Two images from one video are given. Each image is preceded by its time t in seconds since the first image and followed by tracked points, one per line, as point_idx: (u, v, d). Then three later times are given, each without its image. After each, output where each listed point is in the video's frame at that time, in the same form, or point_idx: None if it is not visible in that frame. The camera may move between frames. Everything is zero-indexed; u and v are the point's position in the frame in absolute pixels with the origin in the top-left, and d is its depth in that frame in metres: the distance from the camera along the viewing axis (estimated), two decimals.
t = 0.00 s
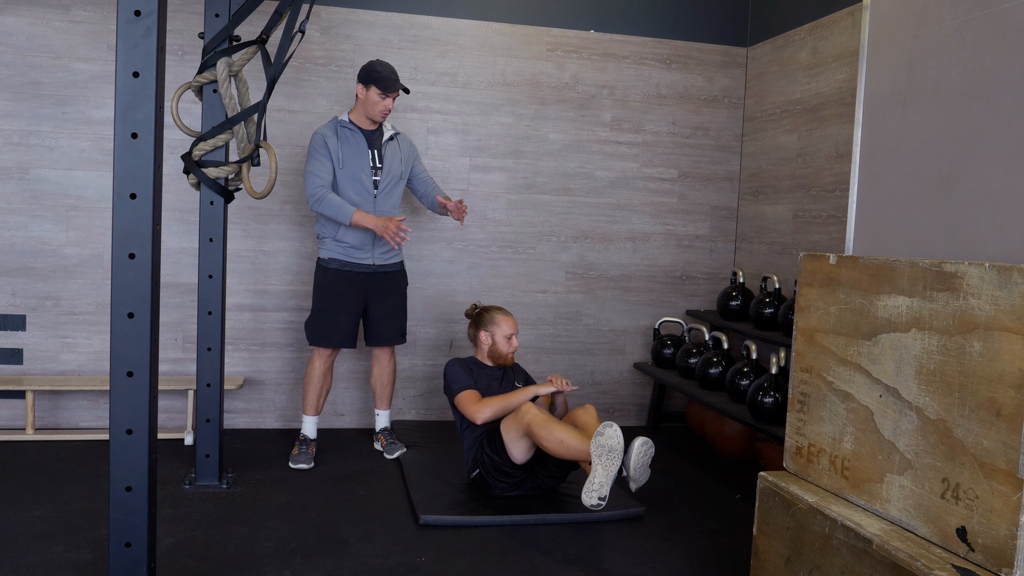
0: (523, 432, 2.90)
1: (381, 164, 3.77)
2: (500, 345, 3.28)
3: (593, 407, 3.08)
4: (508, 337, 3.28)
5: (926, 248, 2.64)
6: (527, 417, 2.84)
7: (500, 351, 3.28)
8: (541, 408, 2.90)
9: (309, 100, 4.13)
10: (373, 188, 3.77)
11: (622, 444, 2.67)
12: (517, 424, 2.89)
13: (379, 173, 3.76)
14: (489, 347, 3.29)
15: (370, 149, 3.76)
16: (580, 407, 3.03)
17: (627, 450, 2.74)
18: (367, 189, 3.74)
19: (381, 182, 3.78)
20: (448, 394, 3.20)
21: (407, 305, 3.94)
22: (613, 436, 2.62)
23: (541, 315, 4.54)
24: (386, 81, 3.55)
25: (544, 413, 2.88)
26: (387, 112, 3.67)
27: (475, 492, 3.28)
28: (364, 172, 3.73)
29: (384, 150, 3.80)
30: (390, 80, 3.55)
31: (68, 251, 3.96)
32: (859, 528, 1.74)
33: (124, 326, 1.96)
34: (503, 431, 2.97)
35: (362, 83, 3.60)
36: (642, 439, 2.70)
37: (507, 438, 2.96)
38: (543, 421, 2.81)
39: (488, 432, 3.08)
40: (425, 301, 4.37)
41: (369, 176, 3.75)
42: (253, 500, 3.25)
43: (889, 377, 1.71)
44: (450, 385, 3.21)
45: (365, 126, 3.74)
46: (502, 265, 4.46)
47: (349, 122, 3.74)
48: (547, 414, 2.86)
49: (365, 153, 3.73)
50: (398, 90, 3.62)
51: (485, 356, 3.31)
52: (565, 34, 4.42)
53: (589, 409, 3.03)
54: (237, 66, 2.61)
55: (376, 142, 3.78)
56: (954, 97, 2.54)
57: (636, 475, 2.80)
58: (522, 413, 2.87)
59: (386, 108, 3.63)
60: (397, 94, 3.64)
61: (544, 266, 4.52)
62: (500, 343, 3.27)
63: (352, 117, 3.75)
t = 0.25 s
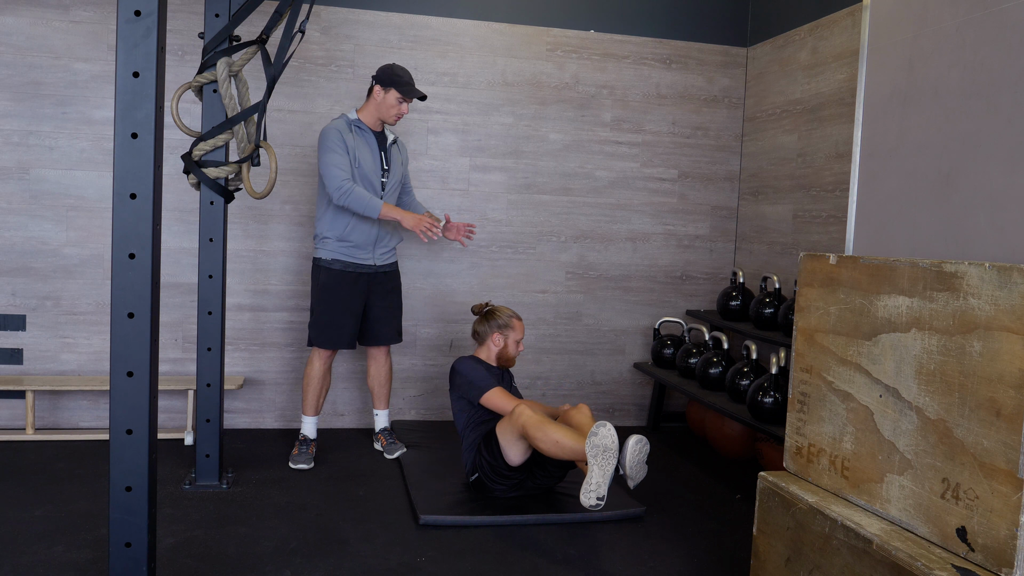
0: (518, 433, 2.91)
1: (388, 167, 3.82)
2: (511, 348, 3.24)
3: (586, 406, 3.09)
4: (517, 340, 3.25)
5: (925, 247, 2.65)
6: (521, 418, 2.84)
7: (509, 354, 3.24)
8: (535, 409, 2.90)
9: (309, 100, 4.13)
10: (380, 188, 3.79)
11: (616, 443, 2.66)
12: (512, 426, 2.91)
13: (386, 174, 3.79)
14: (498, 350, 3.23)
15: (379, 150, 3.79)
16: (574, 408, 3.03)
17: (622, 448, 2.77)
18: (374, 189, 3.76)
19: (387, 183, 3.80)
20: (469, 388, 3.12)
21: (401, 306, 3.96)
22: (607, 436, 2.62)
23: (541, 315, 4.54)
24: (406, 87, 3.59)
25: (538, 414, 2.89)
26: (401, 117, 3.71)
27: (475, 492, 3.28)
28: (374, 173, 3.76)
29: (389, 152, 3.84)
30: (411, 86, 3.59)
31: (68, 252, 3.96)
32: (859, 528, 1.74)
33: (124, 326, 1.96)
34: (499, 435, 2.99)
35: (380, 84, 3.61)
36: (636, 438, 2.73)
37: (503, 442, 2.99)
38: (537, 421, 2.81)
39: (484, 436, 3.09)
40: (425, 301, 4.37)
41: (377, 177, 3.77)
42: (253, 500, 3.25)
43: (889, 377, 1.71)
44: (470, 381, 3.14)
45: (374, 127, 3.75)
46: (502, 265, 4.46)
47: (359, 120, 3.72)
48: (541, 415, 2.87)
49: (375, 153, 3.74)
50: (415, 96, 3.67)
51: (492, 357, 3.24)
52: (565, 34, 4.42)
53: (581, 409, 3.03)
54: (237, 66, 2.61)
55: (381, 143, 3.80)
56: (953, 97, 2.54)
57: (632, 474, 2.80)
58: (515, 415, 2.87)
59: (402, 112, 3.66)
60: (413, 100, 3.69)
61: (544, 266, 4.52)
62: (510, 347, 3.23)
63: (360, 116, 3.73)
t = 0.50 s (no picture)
0: (514, 436, 2.92)
1: (394, 171, 3.85)
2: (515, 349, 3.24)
3: (586, 411, 3.06)
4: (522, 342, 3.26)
5: (925, 247, 2.65)
6: (516, 423, 2.85)
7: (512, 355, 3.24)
8: (532, 414, 2.90)
9: (309, 100, 4.13)
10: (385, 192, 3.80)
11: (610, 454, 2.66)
12: (507, 430, 2.92)
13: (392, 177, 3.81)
14: (503, 351, 3.23)
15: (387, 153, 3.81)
16: (572, 412, 3.02)
17: (616, 459, 2.76)
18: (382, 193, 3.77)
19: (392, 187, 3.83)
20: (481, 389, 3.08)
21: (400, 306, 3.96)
22: (601, 447, 2.62)
23: (541, 315, 4.54)
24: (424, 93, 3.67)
25: (534, 419, 2.89)
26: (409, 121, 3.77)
27: (474, 492, 3.28)
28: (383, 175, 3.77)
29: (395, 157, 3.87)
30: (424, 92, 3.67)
31: (68, 251, 3.96)
32: (859, 528, 1.74)
33: (124, 326, 1.96)
34: (496, 439, 3.01)
35: (393, 87, 3.65)
36: (631, 450, 2.72)
37: (500, 446, 3.01)
38: (533, 427, 2.82)
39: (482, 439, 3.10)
40: (425, 301, 4.37)
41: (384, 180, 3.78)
42: (253, 500, 3.25)
43: (889, 377, 1.71)
44: (481, 382, 3.10)
45: (383, 129, 3.76)
46: (502, 265, 4.46)
47: (370, 122, 3.72)
48: (537, 420, 2.87)
49: (385, 156, 3.76)
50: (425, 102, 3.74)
51: (496, 357, 3.23)
52: (565, 34, 4.42)
53: (580, 413, 3.01)
54: (237, 66, 2.61)
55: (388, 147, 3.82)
56: (953, 97, 2.54)
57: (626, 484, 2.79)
58: (511, 419, 2.88)
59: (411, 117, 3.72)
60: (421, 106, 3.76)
61: (544, 266, 4.52)
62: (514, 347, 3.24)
63: (369, 117, 3.73)
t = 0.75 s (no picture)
0: (514, 438, 2.91)
1: (391, 169, 3.84)
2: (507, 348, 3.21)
3: (588, 412, 3.07)
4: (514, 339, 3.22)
5: (925, 247, 2.65)
6: (517, 425, 2.85)
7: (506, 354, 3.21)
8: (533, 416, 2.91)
9: (309, 100, 4.13)
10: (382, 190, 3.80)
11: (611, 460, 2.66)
12: (508, 431, 2.91)
13: (389, 176, 3.80)
14: (495, 350, 3.21)
15: (383, 152, 3.81)
16: (574, 414, 3.03)
17: (616, 467, 2.74)
18: (377, 191, 3.76)
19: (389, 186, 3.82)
20: (467, 389, 3.12)
21: (401, 307, 3.95)
22: (602, 453, 2.62)
23: (541, 315, 4.54)
24: (416, 88, 3.63)
25: (535, 421, 2.89)
26: (406, 118, 3.73)
27: (474, 492, 3.28)
28: (378, 175, 3.77)
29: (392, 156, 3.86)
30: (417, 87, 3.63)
31: (68, 251, 3.96)
32: (859, 528, 1.74)
33: (124, 326, 1.96)
34: (495, 440, 3.01)
35: (385, 85, 3.63)
36: (631, 458, 2.70)
37: (500, 447, 3.00)
38: (534, 430, 2.82)
39: (482, 440, 3.10)
40: (425, 301, 4.37)
41: (379, 178, 3.78)
42: (253, 500, 3.25)
43: (889, 377, 1.71)
44: (466, 382, 3.13)
45: (378, 128, 3.75)
46: (502, 265, 4.46)
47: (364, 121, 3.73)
48: (539, 423, 2.87)
49: (379, 155, 3.75)
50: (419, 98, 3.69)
51: (490, 357, 3.22)
52: (565, 34, 4.42)
53: (582, 415, 3.02)
54: (237, 66, 2.61)
55: (385, 145, 3.81)
56: (953, 97, 2.54)
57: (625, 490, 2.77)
58: (511, 421, 2.88)
59: (406, 113, 3.68)
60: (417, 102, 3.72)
61: (544, 266, 4.52)
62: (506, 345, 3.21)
63: (365, 117, 3.73)
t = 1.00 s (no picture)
0: (518, 438, 2.90)
1: (382, 165, 3.78)
2: (486, 346, 3.26)
3: (594, 412, 3.07)
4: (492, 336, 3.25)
5: (925, 247, 2.65)
6: (522, 424, 2.83)
7: (484, 352, 3.28)
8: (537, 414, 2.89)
9: (309, 100, 4.13)
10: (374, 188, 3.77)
11: (617, 458, 2.65)
12: (511, 429, 2.90)
13: (379, 173, 3.76)
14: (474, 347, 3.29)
15: (372, 149, 3.77)
16: (579, 413, 3.02)
17: (622, 465, 2.76)
18: (367, 189, 3.74)
19: (381, 183, 3.78)
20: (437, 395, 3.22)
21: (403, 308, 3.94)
22: (609, 450, 2.61)
23: (541, 315, 4.54)
24: (392, 83, 3.55)
25: (539, 420, 2.87)
26: (390, 114, 3.67)
27: (475, 492, 3.28)
28: (367, 173, 3.74)
29: (386, 151, 3.81)
30: (396, 82, 3.55)
31: (68, 251, 3.96)
32: (859, 528, 1.73)
33: (124, 326, 1.96)
34: (499, 438, 2.99)
35: (365, 83, 3.61)
36: (637, 456, 2.71)
37: (503, 445, 2.98)
38: (538, 428, 2.80)
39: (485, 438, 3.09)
40: (425, 301, 4.37)
41: (369, 176, 3.75)
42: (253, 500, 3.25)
43: (889, 377, 1.71)
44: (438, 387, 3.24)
45: (366, 126, 3.74)
46: (502, 265, 4.46)
47: (351, 122, 3.74)
48: (543, 422, 2.85)
49: (366, 153, 3.73)
50: (400, 92, 3.61)
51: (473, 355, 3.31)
52: (565, 34, 4.42)
53: (587, 414, 3.02)
54: (237, 66, 2.61)
55: (377, 142, 3.79)
56: (953, 97, 2.54)
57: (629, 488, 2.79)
58: (516, 420, 2.85)
59: (388, 109, 3.63)
60: (400, 96, 3.65)
61: (544, 266, 4.52)
62: (484, 343, 3.26)
63: (353, 117, 3.74)
